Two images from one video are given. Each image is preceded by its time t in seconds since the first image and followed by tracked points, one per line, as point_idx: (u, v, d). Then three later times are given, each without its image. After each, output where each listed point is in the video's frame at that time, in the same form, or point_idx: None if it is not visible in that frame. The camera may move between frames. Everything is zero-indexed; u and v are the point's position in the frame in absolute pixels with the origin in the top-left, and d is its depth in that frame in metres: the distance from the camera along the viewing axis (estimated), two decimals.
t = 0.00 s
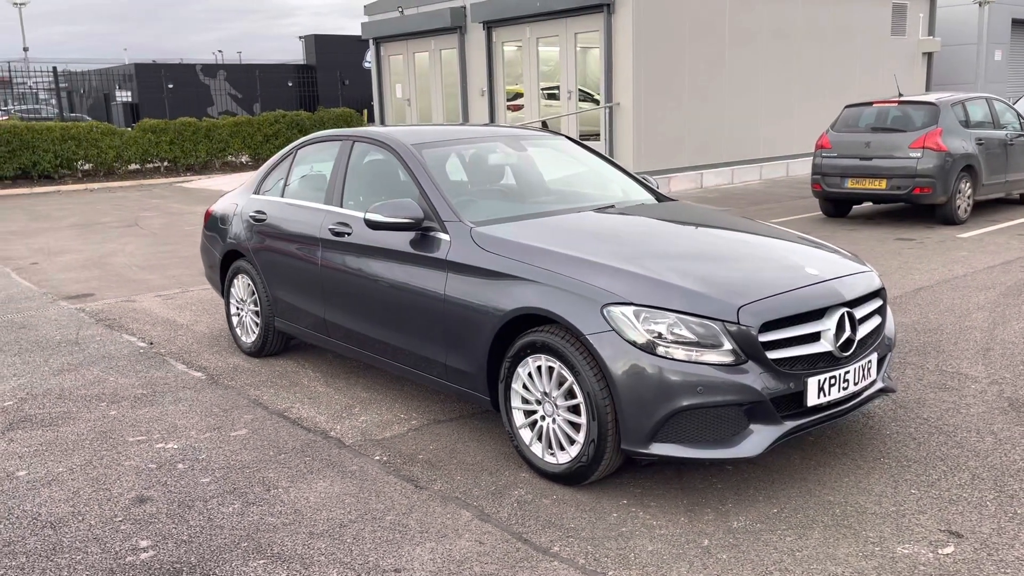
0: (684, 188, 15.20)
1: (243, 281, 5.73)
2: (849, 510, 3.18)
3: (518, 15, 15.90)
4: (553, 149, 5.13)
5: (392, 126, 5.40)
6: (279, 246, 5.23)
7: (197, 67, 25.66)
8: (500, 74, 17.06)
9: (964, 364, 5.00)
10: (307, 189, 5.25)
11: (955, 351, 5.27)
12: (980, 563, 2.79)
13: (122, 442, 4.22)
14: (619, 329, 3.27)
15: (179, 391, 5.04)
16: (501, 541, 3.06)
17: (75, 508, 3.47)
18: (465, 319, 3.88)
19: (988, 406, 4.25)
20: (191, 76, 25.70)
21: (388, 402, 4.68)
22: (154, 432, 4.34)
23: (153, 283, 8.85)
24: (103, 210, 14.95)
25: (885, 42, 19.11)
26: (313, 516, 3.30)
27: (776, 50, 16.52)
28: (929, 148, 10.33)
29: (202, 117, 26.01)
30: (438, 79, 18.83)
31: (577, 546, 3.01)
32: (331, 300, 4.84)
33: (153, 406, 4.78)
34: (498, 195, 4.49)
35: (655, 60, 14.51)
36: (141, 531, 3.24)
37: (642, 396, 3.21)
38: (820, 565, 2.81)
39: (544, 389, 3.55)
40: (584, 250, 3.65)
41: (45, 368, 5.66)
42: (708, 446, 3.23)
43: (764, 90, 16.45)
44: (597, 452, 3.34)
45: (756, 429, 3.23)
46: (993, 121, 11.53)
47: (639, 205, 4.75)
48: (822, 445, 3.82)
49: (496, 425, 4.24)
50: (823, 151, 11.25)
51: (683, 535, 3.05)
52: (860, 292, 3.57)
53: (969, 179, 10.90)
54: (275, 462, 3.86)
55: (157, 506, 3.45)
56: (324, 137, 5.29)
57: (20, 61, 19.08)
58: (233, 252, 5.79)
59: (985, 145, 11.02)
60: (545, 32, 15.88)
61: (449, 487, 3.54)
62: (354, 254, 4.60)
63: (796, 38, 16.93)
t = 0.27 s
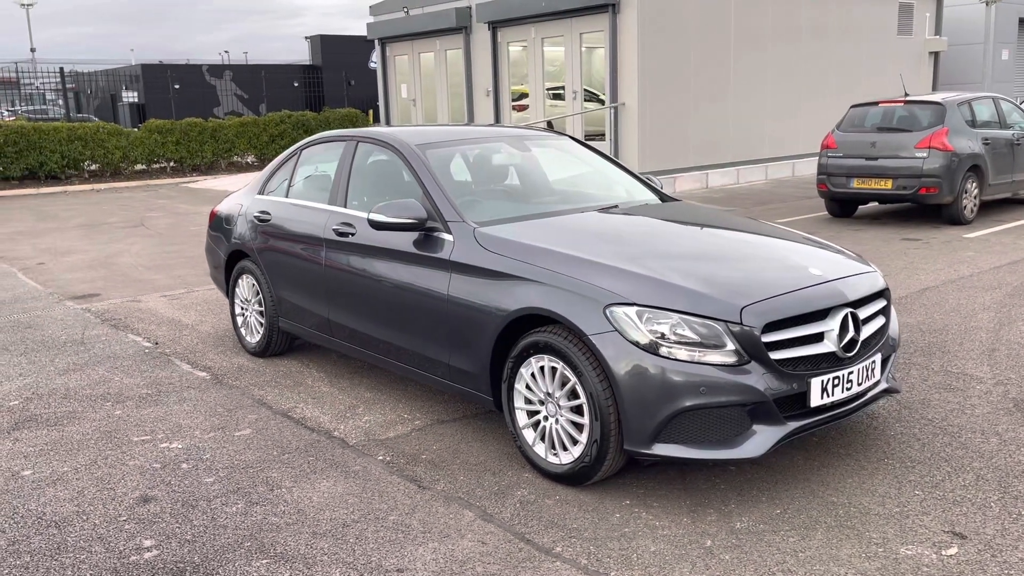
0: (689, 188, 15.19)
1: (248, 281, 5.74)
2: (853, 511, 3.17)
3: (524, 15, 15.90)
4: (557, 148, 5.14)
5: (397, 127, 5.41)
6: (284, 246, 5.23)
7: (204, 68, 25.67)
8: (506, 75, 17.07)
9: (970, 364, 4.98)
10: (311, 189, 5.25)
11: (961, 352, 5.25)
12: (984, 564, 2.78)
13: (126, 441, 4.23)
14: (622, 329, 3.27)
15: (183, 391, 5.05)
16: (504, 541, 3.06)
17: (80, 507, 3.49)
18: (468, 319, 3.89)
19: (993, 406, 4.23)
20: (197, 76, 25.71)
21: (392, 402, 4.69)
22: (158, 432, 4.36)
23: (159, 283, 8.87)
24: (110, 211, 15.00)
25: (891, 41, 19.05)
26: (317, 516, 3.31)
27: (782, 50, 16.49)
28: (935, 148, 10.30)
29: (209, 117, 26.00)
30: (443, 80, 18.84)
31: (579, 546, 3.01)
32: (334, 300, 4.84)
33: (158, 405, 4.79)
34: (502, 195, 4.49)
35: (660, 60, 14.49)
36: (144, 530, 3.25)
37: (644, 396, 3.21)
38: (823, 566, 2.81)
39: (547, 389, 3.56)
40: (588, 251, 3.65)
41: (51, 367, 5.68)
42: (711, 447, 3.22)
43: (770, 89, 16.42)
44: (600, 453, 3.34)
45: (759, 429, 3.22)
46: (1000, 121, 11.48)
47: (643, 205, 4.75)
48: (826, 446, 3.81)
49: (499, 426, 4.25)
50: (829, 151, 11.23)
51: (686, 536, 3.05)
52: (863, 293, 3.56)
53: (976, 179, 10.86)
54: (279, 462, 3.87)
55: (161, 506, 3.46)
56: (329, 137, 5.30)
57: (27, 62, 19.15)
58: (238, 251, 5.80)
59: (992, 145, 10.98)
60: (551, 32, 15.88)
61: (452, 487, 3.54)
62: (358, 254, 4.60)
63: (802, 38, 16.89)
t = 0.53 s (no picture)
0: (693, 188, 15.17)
1: (252, 281, 5.75)
2: (857, 511, 3.17)
3: (527, 15, 15.89)
4: (561, 148, 5.13)
5: (400, 127, 5.41)
6: (287, 247, 5.24)
7: (208, 68, 25.31)
8: (509, 75, 17.07)
9: (974, 365, 4.97)
10: (315, 189, 5.25)
11: (965, 352, 5.24)
12: (989, 564, 2.77)
13: (130, 441, 4.24)
14: (625, 329, 3.26)
15: (187, 390, 5.06)
16: (507, 541, 3.06)
17: (85, 506, 3.49)
18: (471, 319, 3.88)
19: (997, 407, 4.22)
20: (202, 76, 25.16)
21: (396, 402, 4.69)
22: (162, 431, 4.36)
23: (163, 283, 8.87)
24: (114, 210, 15.03)
25: (896, 41, 19.01)
26: (320, 516, 3.31)
27: (786, 50, 16.46)
28: (940, 148, 10.27)
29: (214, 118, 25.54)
30: (447, 80, 18.83)
31: (583, 546, 3.01)
32: (338, 299, 4.84)
33: (162, 405, 4.80)
34: (506, 194, 4.49)
35: (664, 60, 14.47)
36: (148, 530, 3.25)
37: (648, 396, 3.20)
38: (827, 567, 2.80)
39: (551, 389, 3.55)
40: (591, 250, 3.64)
41: (56, 367, 5.69)
42: (715, 447, 3.22)
43: (774, 89, 16.40)
44: (603, 453, 3.34)
45: (763, 429, 3.21)
46: (1005, 120, 11.45)
47: (647, 204, 4.75)
48: (830, 446, 3.80)
49: (502, 425, 4.25)
50: (833, 151, 11.20)
51: (689, 536, 3.05)
52: (868, 292, 3.55)
53: (981, 179, 10.83)
54: (282, 461, 3.87)
55: (165, 505, 3.47)
56: (333, 138, 5.30)
57: (32, 62, 19.18)
58: (242, 251, 5.81)
59: (997, 145, 10.95)
60: (555, 32, 15.86)
61: (456, 487, 3.54)
62: (361, 254, 4.60)
63: (807, 38, 16.87)
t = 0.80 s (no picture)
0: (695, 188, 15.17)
1: (254, 281, 5.75)
2: (860, 511, 3.16)
3: (529, 15, 15.89)
4: (563, 148, 5.13)
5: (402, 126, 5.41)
6: (290, 246, 5.24)
7: (210, 68, 25.29)
8: (511, 75, 17.06)
9: (976, 365, 4.96)
10: (317, 189, 5.25)
11: (968, 352, 5.23)
12: (991, 564, 2.77)
13: (132, 440, 4.24)
14: (627, 329, 3.26)
15: (189, 390, 5.06)
16: (509, 541, 3.06)
17: (87, 506, 3.49)
18: (473, 319, 3.88)
19: (1000, 407, 4.22)
20: (204, 77, 25.18)
21: (398, 401, 4.69)
22: (164, 431, 4.36)
23: (165, 282, 8.88)
24: (116, 210, 15.04)
25: (898, 41, 19.00)
26: (322, 515, 3.31)
27: (788, 50, 16.45)
28: (942, 147, 10.26)
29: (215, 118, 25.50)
30: (449, 79, 18.83)
31: (585, 546, 3.01)
32: (340, 299, 4.84)
33: (163, 405, 4.80)
34: (508, 194, 4.49)
35: (666, 60, 14.47)
36: (150, 529, 3.25)
37: (650, 396, 3.20)
38: (829, 566, 2.80)
39: (553, 389, 3.55)
40: (593, 250, 3.64)
41: (58, 366, 5.70)
42: (718, 447, 3.21)
43: (776, 89, 16.38)
44: (606, 452, 3.34)
45: (765, 429, 3.21)
46: (1008, 120, 11.43)
47: (650, 204, 4.75)
48: (833, 446, 3.80)
49: (504, 425, 4.25)
50: (835, 150, 11.19)
51: (692, 536, 3.04)
52: (870, 292, 3.55)
53: (983, 179, 10.82)
54: (285, 461, 3.87)
55: (167, 505, 3.47)
56: (335, 137, 5.30)
57: (35, 62, 19.18)
58: (244, 251, 5.81)
59: (999, 145, 10.94)
60: (556, 32, 15.86)
61: (458, 487, 3.54)
62: (364, 253, 4.61)
63: (809, 38, 16.86)
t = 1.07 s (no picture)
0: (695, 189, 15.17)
1: (254, 281, 5.75)
2: (861, 512, 3.16)
3: (530, 15, 15.88)
4: (564, 148, 5.13)
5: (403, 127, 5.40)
6: (290, 246, 5.23)
7: (210, 68, 25.33)
8: (512, 75, 17.06)
9: (977, 365, 4.95)
10: (317, 189, 5.25)
11: (969, 353, 5.22)
12: (993, 565, 2.76)
13: (132, 441, 4.24)
14: (628, 329, 3.25)
15: (189, 390, 5.05)
16: (510, 542, 3.05)
17: (87, 506, 3.48)
18: (473, 319, 3.88)
19: (1001, 407, 4.21)
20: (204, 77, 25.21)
21: (398, 402, 4.68)
22: (164, 431, 4.36)
23: (165, 283, 8.87)
24: (116, 210, 15.03)
25: (898, 41, 18.99)
26: (322, 516, 3.31)
27: (789, 50, 16.44)
28: (942, 148, 10.25)
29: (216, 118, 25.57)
30: (449, 80, 18.83)
31: (585, 547, 3.00)
32: (341, 300, 4.84)
33: (163, 405, 4.79)
34: (508, 194, 4.49)
35: (666, 60, 14.46)
36: (150, 530, 3.25)
37: (651, 396, 3.20)
38: (831, 567, 2.79)
39: (554, 390, 3.55)
40: (594, 251, 3.63)
41: (58, 367, 5.69)
42: (718, 448, 3.21)
43: (776, 90, 16.38)
44: (606, 453, 3.33)
45: (766, 430, 3.21)
46: (1008, 121, 11.41)
47: (650, 205, 4.74)
48: (833, 447, 3.79)
49: (504, 426, 4.24)
50: (835, 151, 11.19)
51: (692, 537, 3.04)
52: (872, 293, 3.55)
53: (983, 179, 10.81)
54: (285, 461, 3.86)
55: (167, 505, 3.46)
56: (335, 137, 5.29)
57: (35, 62, 19.16)
58: (244, 251, 5.80)
59: (999, 145, 10.93)
60: (556, 33, 15.86)
61: (458, 488, 3.53)
62: (364, 253, 4.60)
63: (809, 38, 16.85)
